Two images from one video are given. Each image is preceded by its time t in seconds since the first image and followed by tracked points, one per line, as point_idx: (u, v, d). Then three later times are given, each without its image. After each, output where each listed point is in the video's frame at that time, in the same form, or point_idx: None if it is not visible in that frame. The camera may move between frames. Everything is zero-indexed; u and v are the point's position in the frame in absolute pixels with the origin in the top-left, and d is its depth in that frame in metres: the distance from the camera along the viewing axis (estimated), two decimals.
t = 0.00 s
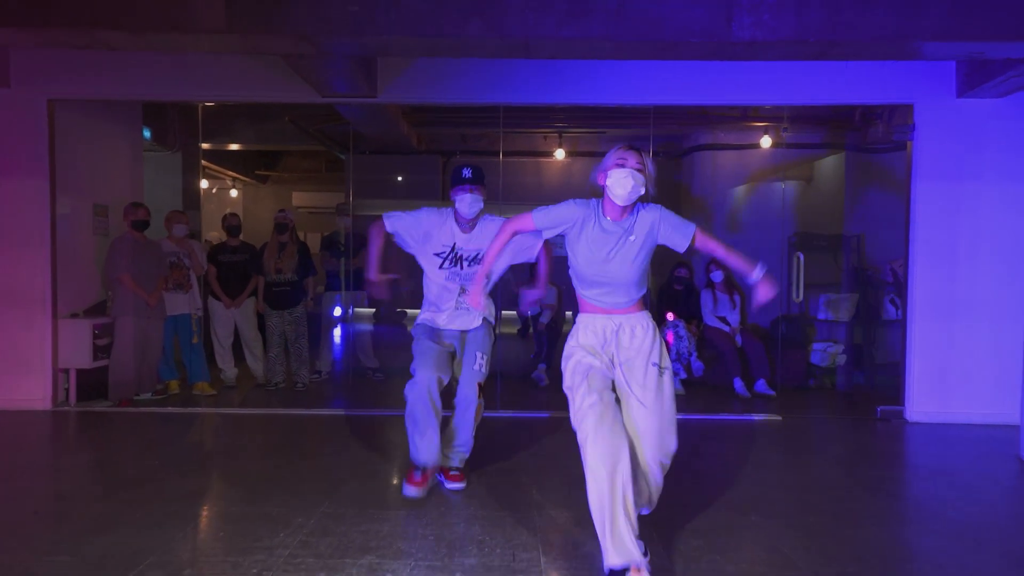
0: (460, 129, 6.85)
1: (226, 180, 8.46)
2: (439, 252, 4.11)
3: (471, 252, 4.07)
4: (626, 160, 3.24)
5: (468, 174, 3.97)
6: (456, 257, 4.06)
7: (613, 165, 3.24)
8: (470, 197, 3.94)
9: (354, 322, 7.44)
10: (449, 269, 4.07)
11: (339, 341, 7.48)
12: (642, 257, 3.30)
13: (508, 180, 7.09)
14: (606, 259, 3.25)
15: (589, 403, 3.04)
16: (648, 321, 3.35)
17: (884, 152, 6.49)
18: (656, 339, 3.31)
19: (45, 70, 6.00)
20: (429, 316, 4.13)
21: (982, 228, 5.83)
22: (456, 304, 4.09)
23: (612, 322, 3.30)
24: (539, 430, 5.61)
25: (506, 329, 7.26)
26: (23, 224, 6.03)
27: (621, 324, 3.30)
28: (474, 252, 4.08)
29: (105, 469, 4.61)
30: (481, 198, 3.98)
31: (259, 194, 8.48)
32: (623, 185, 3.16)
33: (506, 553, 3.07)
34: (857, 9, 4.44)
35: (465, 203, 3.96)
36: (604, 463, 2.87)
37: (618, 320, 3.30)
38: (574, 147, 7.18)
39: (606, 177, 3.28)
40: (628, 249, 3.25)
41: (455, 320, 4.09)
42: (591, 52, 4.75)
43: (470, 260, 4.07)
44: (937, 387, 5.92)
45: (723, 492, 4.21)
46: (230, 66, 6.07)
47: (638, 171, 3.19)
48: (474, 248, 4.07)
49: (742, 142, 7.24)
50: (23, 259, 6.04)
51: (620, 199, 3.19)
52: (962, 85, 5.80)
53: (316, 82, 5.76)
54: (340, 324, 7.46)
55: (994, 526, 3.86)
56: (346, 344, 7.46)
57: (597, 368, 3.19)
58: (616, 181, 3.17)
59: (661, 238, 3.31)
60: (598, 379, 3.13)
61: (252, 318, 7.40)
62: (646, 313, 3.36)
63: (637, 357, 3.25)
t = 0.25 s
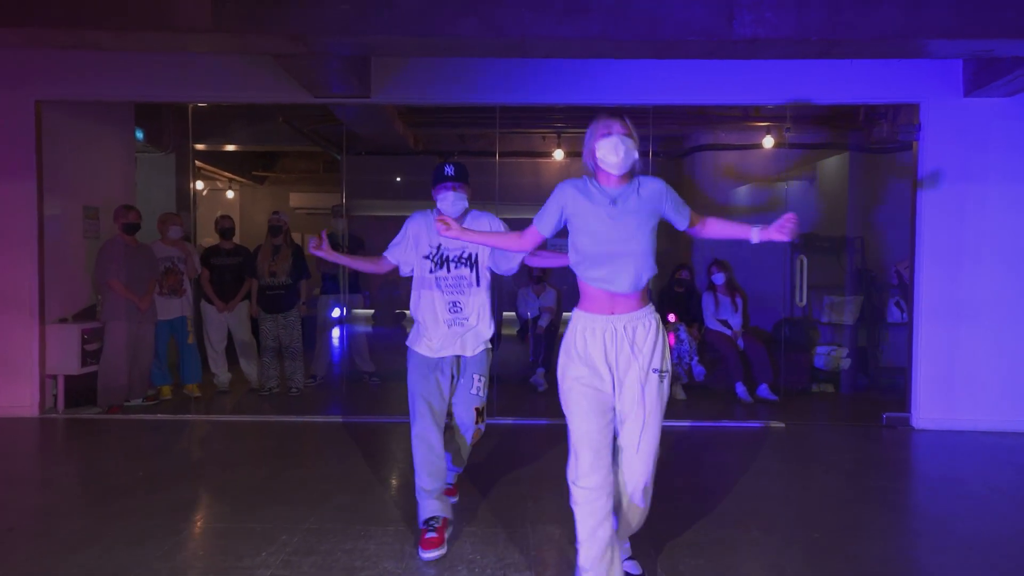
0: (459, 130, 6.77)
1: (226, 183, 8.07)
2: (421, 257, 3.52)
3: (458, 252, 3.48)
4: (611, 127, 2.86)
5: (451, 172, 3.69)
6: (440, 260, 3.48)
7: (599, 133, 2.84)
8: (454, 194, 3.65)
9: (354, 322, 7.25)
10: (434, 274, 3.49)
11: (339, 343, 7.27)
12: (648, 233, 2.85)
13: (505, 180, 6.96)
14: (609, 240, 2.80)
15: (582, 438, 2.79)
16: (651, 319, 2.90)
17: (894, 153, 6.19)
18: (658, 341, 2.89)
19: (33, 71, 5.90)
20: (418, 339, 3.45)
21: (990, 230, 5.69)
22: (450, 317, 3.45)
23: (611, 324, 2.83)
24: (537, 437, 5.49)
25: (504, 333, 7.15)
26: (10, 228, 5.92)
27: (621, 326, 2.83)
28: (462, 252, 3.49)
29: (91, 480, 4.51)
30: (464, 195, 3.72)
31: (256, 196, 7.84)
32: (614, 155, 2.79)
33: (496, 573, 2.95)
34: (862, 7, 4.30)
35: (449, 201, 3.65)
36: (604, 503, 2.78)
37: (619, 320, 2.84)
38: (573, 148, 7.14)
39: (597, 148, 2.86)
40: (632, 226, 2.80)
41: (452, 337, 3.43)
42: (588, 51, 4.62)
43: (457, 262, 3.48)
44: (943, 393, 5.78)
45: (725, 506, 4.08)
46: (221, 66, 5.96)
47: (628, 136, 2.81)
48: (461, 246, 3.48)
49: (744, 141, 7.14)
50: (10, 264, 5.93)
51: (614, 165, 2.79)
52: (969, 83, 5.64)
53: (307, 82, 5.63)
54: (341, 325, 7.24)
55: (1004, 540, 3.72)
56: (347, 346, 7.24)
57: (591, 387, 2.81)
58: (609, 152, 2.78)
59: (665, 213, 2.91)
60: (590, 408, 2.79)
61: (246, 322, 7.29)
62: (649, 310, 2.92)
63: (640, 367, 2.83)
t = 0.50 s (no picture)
0: (454, 132, 6.56)
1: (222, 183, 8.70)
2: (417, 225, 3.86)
3: (448, 213, 3.83)
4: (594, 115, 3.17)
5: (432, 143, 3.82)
6: (432, 221, 3.83)
7: (578, 120, 3.18)
8: (437, 167, 3.81)
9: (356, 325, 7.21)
10: (427, 235, 3.82)
11: (338, 344, 7.30)
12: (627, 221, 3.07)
13: (499, 182, 6.99)
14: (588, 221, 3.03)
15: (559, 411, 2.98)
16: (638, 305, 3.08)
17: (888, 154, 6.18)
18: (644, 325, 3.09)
19: (26, 74, 5.90)
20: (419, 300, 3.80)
21: (984, 231, 5.67)
22: (442, 275, 3.80)
23: (599, 306, 3.02)
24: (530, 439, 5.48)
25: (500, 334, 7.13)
26: (3, 230, 5.92)
27: (609, 308, 3.03)
28: (453, 214, 3.84)
29: (82, 483, 4.50)
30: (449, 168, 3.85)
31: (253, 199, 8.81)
32: (592, 146, 3.09)
33: None
34: (853, 8, 4.29)
35: (432, 172, 3.82)
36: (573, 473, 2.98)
37: (607, 303, 3.02)
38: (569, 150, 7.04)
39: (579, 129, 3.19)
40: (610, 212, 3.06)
41: (447, 295, 3.78)
42: (579, 52, 4.62)
43: (448, 222, 3.82)
44: (938, 396, 5.76)
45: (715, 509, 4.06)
46: (214, 69, 5.96)
47: (603, 129, 3.12)
48: (452, 209, 3.84)
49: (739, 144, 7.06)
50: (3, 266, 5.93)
51: (591, 159, 3.12)
52: (963, 85, 5.64)
53: (300, 84, 5.63)
54: (341, 326, 7.24)
55: (996, 543, 3.70)
56: (344, 348, 7.26)
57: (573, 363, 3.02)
58: (588, 140, 3.09)
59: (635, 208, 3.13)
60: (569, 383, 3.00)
61: (241, 324, 7.27)
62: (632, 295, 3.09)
63: (627, 348, 3.03)
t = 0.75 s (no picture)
0: (451, 133, 6.81)
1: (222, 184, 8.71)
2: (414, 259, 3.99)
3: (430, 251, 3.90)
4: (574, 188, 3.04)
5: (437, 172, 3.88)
6: (422, 259, 3.94)
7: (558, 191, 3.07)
8: (432, 196, 3.89)
9: (354, 326, 7.37)
10: (419, 273, 3.96)
11: (338, 345, 7.40)
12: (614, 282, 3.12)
13: (495, 184, 7.09)
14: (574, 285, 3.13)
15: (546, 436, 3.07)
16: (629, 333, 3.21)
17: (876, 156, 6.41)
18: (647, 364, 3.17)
19: (31, 76, 6.02)
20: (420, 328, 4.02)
21: (969, 231, 5.79)
22: (433, 310, 3.96)
23: (590, 343, 3.15)
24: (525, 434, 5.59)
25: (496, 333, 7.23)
26: (8, 229, 6.03)
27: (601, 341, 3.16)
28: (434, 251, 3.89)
29: (85, 476, 4.61)
30: (444, 198, 3.94)
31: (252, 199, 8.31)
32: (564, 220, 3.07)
33: (473, 560, 3.05)
34: (837, 12, 4.41)
35: (425, 201, 3.90)
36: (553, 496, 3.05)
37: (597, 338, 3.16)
38: (565, 152, 7.08)
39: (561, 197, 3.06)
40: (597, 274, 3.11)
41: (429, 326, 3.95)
42: (572, 56, 4.74)
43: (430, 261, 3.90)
44: (924, 392, 5.88)
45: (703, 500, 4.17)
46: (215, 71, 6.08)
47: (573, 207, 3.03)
48: (434, 247, 3.88)
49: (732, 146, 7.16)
50: (7, 264, 6.04)
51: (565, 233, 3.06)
52: (948, 89, 5.73)
53: (299, 86, 5.75)
54: (340, 327, 7.36)
55: (973, 534, 3.81)
56: (343, 348, 7.39)
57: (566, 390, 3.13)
58: (564, 216, 3.02)
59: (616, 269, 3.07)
60: (560, 410, 3.10)
61: (241, 323, 7.35)
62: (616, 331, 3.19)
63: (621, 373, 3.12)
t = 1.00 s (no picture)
0: (450, 136, 7.02)
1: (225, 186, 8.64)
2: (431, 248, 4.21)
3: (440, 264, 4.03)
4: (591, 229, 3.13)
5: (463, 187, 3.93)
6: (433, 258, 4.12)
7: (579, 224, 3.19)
8: (452, 210, 3.92)
9: (354, 326, 7.51)
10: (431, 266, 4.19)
11: (338, 345, 7.55)
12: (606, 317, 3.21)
13: (492, 186, 7.26)
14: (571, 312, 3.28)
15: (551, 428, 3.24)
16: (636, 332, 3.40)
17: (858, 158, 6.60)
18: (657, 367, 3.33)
19: (41, 80, 6.19)
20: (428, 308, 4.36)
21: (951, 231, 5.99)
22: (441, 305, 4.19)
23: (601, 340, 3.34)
24: (522, 427, 5.75)
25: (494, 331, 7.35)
26: (18, 228, 6.20)
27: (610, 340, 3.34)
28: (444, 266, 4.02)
29: (96, 465, 4.76)
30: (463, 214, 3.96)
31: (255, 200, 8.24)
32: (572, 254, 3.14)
33: (472, 539, 3.22)
34: (820, 20, 4.61)
35: (444, 214, 3.92)
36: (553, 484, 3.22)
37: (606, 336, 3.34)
38: (562, 154, 7.27)
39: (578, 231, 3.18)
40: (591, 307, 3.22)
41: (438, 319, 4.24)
42: (567, 62, 4.92)
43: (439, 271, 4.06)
44: (908, 387, 6.06)
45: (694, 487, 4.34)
46: (221, 75, 6.25)
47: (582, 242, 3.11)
48: (445, 262, 3.99)
49: (725, 148, 7.35)
50: (18, 262, 6.21)
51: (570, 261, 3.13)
52: (930, 93, 5.95)
53: (303, 90, 5.93)
54: (340, 327, 7.50)
55: (947, 519, 3.99)
56: (343, 348, 7.53)
57: (573, 386, 3.31)
58: (573, 248, 3.09)
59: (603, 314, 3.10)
60: (566, 405, 3.29)
61: (244, 321, 7.53)
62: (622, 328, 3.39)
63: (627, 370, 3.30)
